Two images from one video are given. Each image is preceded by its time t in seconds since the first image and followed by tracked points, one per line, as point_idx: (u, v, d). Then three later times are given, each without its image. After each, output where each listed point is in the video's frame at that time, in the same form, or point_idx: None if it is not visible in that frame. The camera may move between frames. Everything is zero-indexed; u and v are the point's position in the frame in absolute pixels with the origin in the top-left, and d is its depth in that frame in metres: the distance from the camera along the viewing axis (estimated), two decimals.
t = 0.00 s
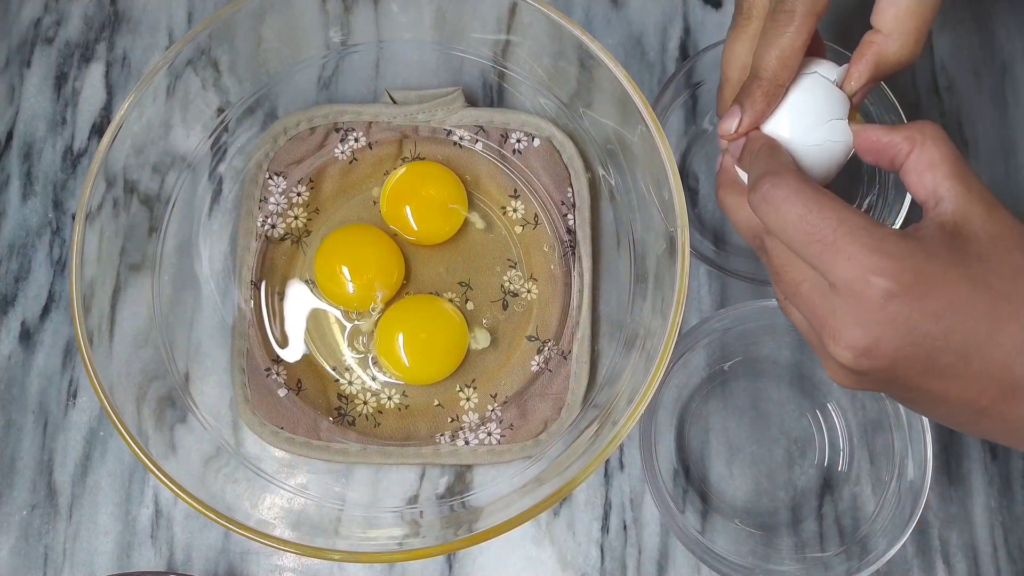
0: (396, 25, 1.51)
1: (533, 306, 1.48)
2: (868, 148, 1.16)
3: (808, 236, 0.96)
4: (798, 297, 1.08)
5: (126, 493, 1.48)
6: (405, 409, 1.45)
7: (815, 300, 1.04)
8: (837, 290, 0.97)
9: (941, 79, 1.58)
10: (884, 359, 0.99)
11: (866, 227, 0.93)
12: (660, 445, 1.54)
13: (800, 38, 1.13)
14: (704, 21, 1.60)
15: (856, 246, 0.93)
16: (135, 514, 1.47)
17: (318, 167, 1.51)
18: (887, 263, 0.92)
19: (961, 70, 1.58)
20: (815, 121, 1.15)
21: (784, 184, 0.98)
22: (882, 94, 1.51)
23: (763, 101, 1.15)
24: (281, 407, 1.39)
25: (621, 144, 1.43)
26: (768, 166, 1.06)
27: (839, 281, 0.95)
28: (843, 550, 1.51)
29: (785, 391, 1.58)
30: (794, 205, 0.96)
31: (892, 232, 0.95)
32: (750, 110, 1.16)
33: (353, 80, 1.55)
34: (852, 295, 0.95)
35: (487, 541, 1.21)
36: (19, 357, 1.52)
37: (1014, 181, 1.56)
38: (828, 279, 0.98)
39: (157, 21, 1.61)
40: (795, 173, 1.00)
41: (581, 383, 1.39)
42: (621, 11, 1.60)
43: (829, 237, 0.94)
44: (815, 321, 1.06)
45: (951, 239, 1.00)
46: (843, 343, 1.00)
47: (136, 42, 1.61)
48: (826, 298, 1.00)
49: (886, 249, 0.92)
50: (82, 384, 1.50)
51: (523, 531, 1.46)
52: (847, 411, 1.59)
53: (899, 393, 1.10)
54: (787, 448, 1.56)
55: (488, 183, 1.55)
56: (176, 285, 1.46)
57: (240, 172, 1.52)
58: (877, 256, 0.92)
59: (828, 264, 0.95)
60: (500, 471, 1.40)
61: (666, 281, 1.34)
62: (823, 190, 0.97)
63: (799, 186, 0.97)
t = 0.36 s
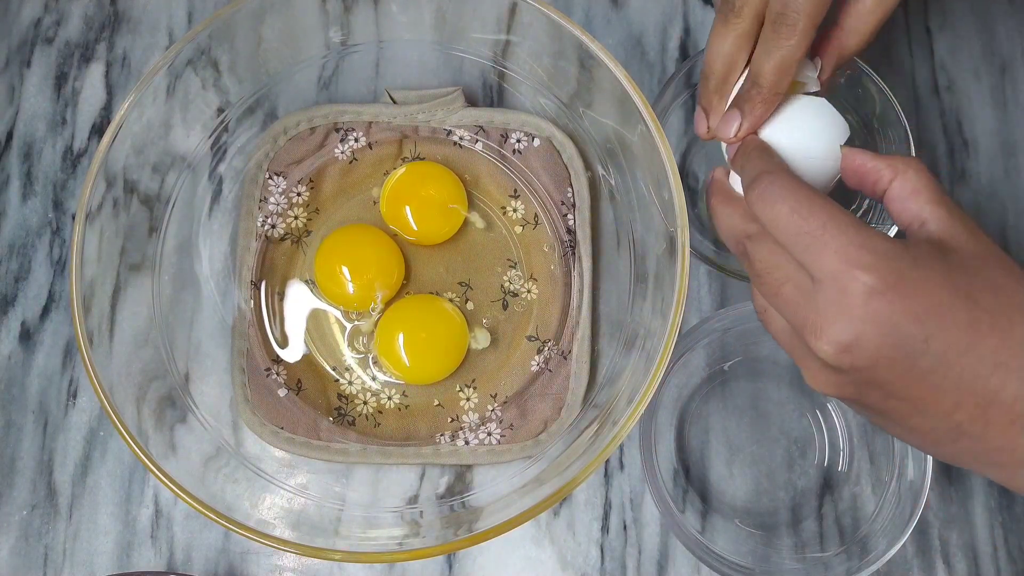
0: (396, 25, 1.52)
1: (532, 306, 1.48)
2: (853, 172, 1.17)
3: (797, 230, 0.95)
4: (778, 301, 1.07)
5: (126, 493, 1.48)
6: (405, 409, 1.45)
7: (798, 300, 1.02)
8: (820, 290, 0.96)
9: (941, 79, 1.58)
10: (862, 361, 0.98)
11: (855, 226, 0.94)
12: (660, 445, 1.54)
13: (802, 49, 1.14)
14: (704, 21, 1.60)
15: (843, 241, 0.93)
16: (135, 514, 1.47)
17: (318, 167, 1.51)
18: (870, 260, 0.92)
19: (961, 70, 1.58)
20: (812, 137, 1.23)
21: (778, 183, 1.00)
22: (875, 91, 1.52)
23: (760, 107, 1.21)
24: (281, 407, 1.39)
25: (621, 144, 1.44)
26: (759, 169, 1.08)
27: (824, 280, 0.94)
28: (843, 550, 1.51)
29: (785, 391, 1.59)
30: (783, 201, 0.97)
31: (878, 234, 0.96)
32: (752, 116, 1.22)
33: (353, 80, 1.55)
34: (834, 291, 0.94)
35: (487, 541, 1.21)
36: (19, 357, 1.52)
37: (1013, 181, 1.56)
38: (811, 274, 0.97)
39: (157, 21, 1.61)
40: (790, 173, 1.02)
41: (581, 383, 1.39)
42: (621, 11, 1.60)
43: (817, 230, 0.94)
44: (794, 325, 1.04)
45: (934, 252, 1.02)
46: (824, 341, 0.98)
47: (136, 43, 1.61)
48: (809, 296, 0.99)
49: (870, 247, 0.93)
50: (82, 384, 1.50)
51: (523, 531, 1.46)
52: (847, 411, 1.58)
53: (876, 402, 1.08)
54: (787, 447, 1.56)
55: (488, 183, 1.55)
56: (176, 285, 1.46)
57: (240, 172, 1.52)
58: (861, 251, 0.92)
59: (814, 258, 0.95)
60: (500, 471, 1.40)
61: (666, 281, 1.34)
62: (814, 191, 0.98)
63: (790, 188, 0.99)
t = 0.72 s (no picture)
0: (396, 26, 1.52)
1: (532, 306, 1.48)
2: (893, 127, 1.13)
3: (901, 177, 0.80)
4: (874, 264, 0.89)
5: (126, 493, 1.47)
6: (405, 409, 1.45)
7: (903, 254, 0.85)
8: (940, 238, 0.81)
9: (941, 79, 1.58)
10: (1002, 314, 0.81)
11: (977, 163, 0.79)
12: (660, 445, 1.53)
13: (867, 5, 0.98)
14: (704, 21, 1.60)
15: (971, 182, 0.78)
16: (135, 514, 1.47)
17: (318, 167, 1.51)
18: (1007, 200, 0.76)
19: (961, 70, 1.58)
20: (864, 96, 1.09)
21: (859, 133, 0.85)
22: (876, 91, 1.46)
23: (810, 67, 1.05)
24: (281, 407, 1.39)
25: (621, 144, 1.44)
26: (808, 121, 0.92)
27: (946, 226, 0.79)
28: (843, 550, 1.51)
29: (785, 391, 1.59)
30: (882, 150, 0.82)
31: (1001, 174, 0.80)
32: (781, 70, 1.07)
33: (354, 80, 1.55)
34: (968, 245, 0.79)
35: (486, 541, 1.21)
36: (19, 357, 1.52)
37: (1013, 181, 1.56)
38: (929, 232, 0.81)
39: (157, 21, 1.61)
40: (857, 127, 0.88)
41: (581, 383, 1.39)
42: (621, 12, 1.60)
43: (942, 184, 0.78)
44: (906, 288, 0.87)
45: None
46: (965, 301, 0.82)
47: (136, 43, 1.61)
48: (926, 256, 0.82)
49: (1002, 187, 0.77)
50: (82, 384, 1.50)
51: (523, 531, 1.46)
52: (847, 411, 1.58)
53: (1002, 369, 0.92)
54: (787, 447, 1.56)
55: (488, 183, 1.55)
56: (176, 284, 1.46)
57: (240, 172, 1.51)
58: (994, 192, 0.77)
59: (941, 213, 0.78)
60: (500, 471, 1.40)
61: (666, 280, 1.34)
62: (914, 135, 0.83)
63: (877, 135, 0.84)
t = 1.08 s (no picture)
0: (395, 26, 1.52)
1: (532, 306, 1.48)
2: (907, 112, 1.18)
3: (979, 112, 0.90)
4: (935, 211, 0.96)
5: (126, 493, 1.47)
6: (405, 409, 1.45)
7: (970, 194, 0.93)
8: (1007, 174, 0.91)
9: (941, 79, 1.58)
10: None
11: None
12: (660, 445, 1.53)
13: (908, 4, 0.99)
14: (704, 21, 1.60)
15: None
16: (135, 514, 1.47)
17: (318, 167, 1.51)
18: None
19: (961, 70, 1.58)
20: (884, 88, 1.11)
21: (932, 64, 0.91)
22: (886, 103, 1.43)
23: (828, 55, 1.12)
24: (281, 407, 1.39)
25: (621, 144, 1.44)
26: (880, 60, 0.90)
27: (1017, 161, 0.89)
28: (843, 550, 1.51)
29: (785, 391, 1.59)
30: (961, 87, 0.90)
31: None
32: (769, 21, 0.87)
33: (354, 80, 1.55)
34: None
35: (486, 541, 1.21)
36: (19, 357, 1.52)
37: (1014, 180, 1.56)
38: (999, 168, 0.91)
39: (157, 21, 1.61)
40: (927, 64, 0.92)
41: (581, 383, 1.39)
42: (621, 11, 1.60)
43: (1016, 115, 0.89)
44: (971, 230, 0.95)
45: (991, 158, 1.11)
46: None
47: (136, 42, 1.61)
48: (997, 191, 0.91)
49: None
50: (82, 384, 1.50)
51: (523, 531, 1.46)
52: (847, 411, 1.58)
53: None
54: (786, 447, 1.56)
55: (488, 183, 1.55)
56: (175, 284, 1.46)
57: (240, 171, 1.51)
58: None
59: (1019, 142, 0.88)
60: (500, 471, 1.40)
61: (666, 280, 1.34)
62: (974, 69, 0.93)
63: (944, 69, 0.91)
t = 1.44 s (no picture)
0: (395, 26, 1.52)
1: (533, 306, 1.48)
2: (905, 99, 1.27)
3: (978, 121, 0.92)
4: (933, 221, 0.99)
5: (126, 493, 1.47)
6: (405, 409, 1.45)
7: (967, 207, 0.96)
8: (1003, 185, 0.94)
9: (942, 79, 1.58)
10: None
11: None
12: (660, 446, 1.53)
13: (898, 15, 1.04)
14: (704, 21, 1.60)
15: None
16: (135, 514, 1.47)
17: (318, 167, 1.51)
18: None
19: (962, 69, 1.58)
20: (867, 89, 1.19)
21: (937, 70, 0.93)
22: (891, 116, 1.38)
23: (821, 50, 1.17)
24: (281, 408, 1.39)
25: (621, 144, 1.43)
26: (885, 61, 0.92)
27: (1014, 174, 0.92)
28: (843, 550, 1.51)
29: (785, 391, 1.59)
30: (963, 95, 0.92)
31: None
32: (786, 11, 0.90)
33: (354, 80, 1.55)
34: None
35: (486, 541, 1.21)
36: (19, 357, 1.52)
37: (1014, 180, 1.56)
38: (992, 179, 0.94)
39: (157, 21, 1.61)
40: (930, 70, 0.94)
41: (581, 383, 1.39)
42: (621, 11, 1.60)
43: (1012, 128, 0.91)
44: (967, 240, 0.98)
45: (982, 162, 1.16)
46: None
47: (136, 42, 1.61)
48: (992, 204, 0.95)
49: None
50: (82, 384, 1.50)
51: (524, 531, 1.46)
52: (847, 411, 1.58)
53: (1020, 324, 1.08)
54: (786, 447, 1.56)
55: (488, 183, 1.55)
56: (175, 284, 1.46)
57: (240, 171, 1.51)
58: None
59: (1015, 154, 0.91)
60: (500, 471, 1.39)
61: (666, 280, 1.34)
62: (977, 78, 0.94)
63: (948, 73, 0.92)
